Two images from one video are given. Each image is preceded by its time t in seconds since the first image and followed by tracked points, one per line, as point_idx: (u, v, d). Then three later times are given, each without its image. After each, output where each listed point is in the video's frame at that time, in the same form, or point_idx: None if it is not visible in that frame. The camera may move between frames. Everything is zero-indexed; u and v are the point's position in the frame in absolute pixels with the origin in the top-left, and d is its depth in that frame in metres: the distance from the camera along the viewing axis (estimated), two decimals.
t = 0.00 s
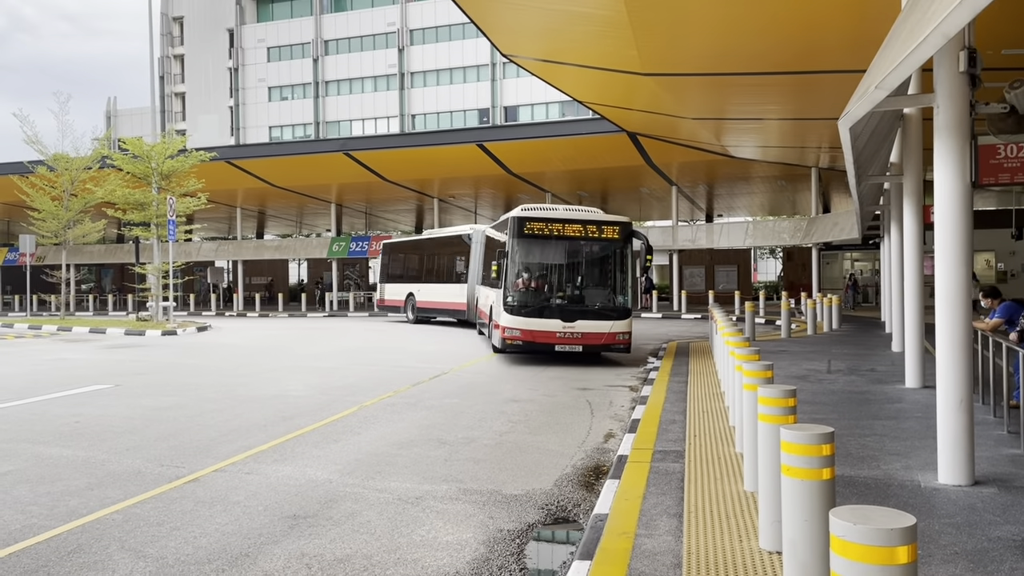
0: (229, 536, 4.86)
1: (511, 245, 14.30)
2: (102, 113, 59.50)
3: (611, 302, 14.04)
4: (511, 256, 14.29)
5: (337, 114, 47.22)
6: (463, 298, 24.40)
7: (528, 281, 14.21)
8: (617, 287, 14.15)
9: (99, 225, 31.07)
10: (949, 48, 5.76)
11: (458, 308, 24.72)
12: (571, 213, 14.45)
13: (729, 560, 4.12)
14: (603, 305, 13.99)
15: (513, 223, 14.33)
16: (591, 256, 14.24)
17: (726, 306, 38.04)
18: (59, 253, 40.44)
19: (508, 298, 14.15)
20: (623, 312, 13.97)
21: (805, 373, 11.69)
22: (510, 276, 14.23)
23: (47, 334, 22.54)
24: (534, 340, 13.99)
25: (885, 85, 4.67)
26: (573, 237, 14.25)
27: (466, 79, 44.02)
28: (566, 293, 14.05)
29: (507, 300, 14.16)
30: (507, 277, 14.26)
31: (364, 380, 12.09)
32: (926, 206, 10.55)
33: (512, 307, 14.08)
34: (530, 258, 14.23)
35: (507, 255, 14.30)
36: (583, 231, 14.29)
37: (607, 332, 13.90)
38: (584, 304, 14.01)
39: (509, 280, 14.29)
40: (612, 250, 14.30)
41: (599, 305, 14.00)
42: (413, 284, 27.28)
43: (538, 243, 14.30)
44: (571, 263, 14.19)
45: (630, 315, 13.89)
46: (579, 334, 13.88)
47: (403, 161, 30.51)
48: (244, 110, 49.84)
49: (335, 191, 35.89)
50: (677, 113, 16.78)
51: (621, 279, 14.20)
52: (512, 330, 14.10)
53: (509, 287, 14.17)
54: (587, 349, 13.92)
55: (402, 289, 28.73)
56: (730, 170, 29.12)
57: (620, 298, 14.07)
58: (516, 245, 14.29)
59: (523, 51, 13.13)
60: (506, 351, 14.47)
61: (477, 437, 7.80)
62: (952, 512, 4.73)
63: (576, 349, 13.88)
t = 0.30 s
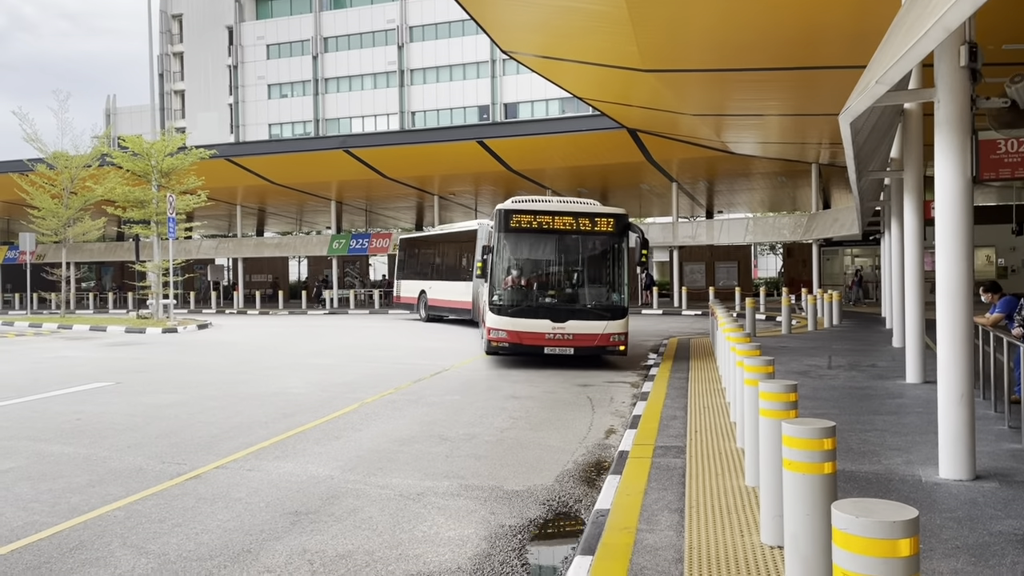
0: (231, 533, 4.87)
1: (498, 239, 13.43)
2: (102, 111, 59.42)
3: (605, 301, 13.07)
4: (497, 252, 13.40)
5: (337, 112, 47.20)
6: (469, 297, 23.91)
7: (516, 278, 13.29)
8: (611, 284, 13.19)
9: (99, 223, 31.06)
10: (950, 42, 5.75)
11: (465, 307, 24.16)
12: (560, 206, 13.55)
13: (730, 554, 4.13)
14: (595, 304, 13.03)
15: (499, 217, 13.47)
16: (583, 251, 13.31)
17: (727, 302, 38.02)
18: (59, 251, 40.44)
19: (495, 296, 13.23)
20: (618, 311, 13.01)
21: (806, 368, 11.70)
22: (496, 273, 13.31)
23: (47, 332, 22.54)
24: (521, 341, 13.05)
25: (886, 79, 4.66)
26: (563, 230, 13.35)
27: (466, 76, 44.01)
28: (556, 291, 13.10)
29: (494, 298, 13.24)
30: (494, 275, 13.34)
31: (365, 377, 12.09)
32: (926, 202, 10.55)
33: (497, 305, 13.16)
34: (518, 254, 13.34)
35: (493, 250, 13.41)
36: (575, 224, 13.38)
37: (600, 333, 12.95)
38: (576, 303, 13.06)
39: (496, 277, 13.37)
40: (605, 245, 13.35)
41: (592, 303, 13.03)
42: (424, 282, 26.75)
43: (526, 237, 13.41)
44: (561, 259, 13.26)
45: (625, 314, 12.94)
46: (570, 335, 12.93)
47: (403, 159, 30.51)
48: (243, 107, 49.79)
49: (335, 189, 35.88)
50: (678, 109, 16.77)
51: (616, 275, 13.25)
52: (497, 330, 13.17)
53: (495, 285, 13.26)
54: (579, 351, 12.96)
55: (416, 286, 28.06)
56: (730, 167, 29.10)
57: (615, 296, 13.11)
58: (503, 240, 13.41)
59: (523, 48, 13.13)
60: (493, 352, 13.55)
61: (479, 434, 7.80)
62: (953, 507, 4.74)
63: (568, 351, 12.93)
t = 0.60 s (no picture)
0: (231, 527, 4.87)
1: (483, 232, 12.68)
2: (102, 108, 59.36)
3: (597, 297, 12.21)
4: (482, 245, 12.64)
5: (337, 107, 47.19)
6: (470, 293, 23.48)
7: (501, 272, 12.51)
8: (604, 279, 12.35)
9: (99, 220, 31.07)
10: (949, 33, 5.72)
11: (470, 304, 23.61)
12: (549, 196, 12.81)
13: (731, 547, 4.13)
14: (586, 300, 12.17)
15: (483, 208, 12.74)
16: (573, 243, 12.52)
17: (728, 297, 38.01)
18: (59, 248, 40.44)
19: (479, 293, 12.39)
20: (611, 309, 12.12)
21: (807, 363, 11.70)
22: (481, 268, 12.54)
23: (48, 329, 22.56)
24: (507, 341, 12.20)
25: (886, 71, 4.65)
26: (551, 221, 12.60)
27: (466, 71, 43.98)
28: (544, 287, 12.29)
29: (477, 295, 12.41)
30: (478, 270, 12.56)
31: (366, 372, 12.09)
32: (926, 195, 10.54)
33: (481, 303, 12.31)
34: (504, 247, 12.59)
35: (479, 245, 12.64)
36: (565, 214, 12.62)
37: (591, 334, 12.03)
38: (566, 299, 12.22)
39: (481, 273, 12.58)
40: (597, 237, 12.56)
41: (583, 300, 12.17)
42: (435, 278, 26.37)
43: (512, 229, 12.66)
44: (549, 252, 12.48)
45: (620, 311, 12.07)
46: (559, 335, 12.05)
47: (404, 154, 30.49)
48: (243, 103, 49.77)
49: (335, 185, 35.87)
50: (678, 104, 16.73)
51: (609, 269, 12.41)
52: (481, 331, 12.33)
53: (479, 281, 12.46)
54: (570, 352, 12.06)
55: (429, 282, 27.59)
56: (730, 161, 29.06)
57: (608, 292, 12.25)
58: (488, 232, 12.66)
59: (522, 42, 13.10)
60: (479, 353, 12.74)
61: (479, 429, 7.80)
62: (953, 500, 4.73)
63: (557, 352, 12.04)
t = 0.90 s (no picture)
0: (232, 525, 4.88)
1: (465, 225, 11.23)
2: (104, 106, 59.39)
3: (593, 297, 10.84)
4: (466, 240, 11.18)
5: (339, 104, 47.20)
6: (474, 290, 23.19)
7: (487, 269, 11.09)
8: (600, 278, 10.95)
9: (101, 218, 31.12)
10: (950, 28, 5.71)
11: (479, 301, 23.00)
12: (538, 184, 11.35)
13: (731, 543, 4.13)
14: (581, 300, 10.82)
15: (466, 199, 11.26)
16: (567, 238, 11.11)
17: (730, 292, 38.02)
18: (62, 246, 40.47)
19: (462, 293, 11.00)
20: (609, 311, 10.77)
21: (809, 358, 11.69)
22: (464, 265, 11.10)
23: (50, 327, 22.60)
24: (492, 345, 10.82)
25: (885, 67, 4.64)
26: (542, 213, 11.15)
27: (467, 68, 43.93)
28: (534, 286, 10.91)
29: (460, 295, 11.01)
30: (460, 267, 11.12)
31: (368, 369, 12.10)
32: (928, 190, 10.52)
33: (465, 303, 10.93)
34: (490, 242, 11.14)
35: (462, 238, 11.18)
36: (556, 207, 11.18)
37: (585, 337, 10.70)
38: (559, 300, 10.85)
39: (464, 270, 11.16)
40: (593, 231, 11.13)
41: (577, 300, 10.82)
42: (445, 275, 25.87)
43: (500, 222, 11.19)
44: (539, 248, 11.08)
45: (619, 312, 10.76)
46: (550, 338, 10.72)
47: (405, 151, 30.48)
48: (245, 101, 49.77)
49: (337, 182, 35.89)
50: (680, 99, 16.71)
51: (606, 266, 11.02)
52: (464, 333, 10.94)
53: (463, 280, 11.05)
54: (561, 357, 10.73)
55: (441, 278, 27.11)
56: (732, 157, 29.02)
57: (605, 292, 10.88)
58: (472, 226, 11.20)
59: (523, 38, 13.09)
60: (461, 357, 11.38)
61: (480, 425, 7.80)
62: (953, 495, 4.73)
63: (548, 357, 10.71)
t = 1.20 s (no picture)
0: (236, 523, 4.90)
1: (451, 220, 10.42)
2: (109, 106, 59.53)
3: (588, 297, 10.00)
4: (451, 235, 10.38)
5: (342, 103, 47.21)
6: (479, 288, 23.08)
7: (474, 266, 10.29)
8: (596, 275, 10.09)
9: (106, 217, 31.20)
10: (952, 23, 5.70)
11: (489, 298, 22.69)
12: (529, 174, 10.48)
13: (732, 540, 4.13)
14: (576, 300, 9.98)
15: (451, 191, 10.44)
16: (559, 232, 10.25)
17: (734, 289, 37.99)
18: (67, 246, 40.58)
19: (448, 294, 10.24)
20: (605, 312, 9.93)
21: (813, 354, 11.68)
22: (450, 264, 10.32)
23: (56, 326, 22.67)
24: (479, 350, 10.08)
25: (887, 63, 4.63)
26: (533, 205, 10.29)
27: (471, 66, 43.87)
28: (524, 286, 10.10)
29: (445, 296, 10.25)
30: (445, 265, 10.34)
31: (371, 368, 12.11)
32: (932, 186, 10.49)
33: (451, 304, 10.18)
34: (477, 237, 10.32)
35: (447, 234, 10.40)
36: (548, 198, 10.30)
37: (580, 341, 9.90)
38: (552, 300, 10.03)
39: (450, 268, 10.38)
40: (587, 224, 10.25)
41: (571, 301, 9.99)
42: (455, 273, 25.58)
43: (487, 215, 10.35)
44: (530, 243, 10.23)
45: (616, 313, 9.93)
46: (541, 343, 9.94)
47: (409, 150, 30.48)
48: (249, 100, 49.83)
49: (341, 180, 35.90)
50: (683, 96, 16.69)
51: (602, 262, 10.15)
52: (449, 337, 10.20)
53: (448, 279, 10.28)
54: (553, 363, 9.94)
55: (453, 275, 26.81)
56: (736, 154, 28.99)
57: (600, 291, 10.03)
58: (457, 220, 10.40)
59: (526, 36, 13.10)
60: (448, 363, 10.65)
61: (483, 424, 7.80)
62: (957, 492, 4.72)
63: (539, 363, 9.93)
